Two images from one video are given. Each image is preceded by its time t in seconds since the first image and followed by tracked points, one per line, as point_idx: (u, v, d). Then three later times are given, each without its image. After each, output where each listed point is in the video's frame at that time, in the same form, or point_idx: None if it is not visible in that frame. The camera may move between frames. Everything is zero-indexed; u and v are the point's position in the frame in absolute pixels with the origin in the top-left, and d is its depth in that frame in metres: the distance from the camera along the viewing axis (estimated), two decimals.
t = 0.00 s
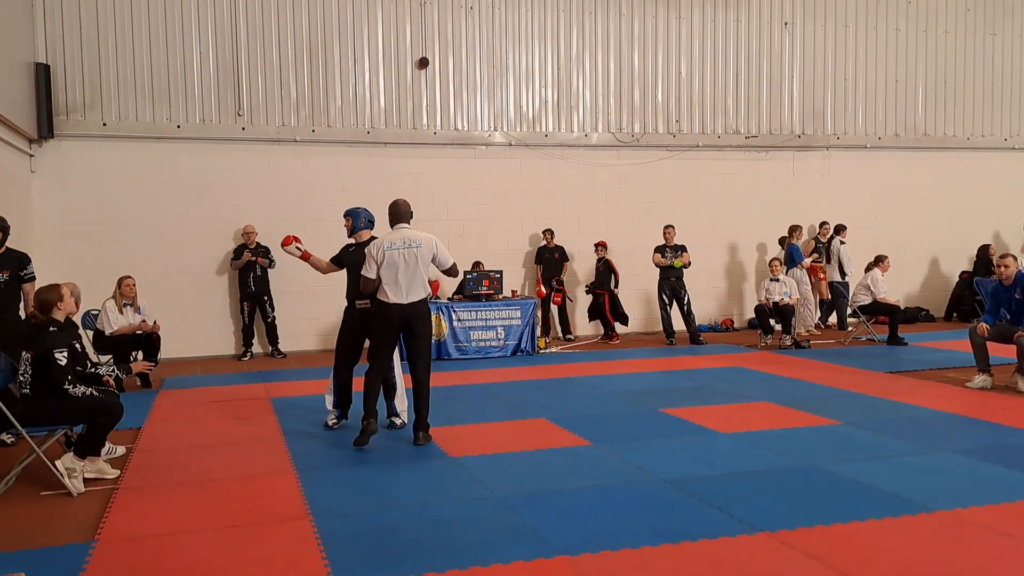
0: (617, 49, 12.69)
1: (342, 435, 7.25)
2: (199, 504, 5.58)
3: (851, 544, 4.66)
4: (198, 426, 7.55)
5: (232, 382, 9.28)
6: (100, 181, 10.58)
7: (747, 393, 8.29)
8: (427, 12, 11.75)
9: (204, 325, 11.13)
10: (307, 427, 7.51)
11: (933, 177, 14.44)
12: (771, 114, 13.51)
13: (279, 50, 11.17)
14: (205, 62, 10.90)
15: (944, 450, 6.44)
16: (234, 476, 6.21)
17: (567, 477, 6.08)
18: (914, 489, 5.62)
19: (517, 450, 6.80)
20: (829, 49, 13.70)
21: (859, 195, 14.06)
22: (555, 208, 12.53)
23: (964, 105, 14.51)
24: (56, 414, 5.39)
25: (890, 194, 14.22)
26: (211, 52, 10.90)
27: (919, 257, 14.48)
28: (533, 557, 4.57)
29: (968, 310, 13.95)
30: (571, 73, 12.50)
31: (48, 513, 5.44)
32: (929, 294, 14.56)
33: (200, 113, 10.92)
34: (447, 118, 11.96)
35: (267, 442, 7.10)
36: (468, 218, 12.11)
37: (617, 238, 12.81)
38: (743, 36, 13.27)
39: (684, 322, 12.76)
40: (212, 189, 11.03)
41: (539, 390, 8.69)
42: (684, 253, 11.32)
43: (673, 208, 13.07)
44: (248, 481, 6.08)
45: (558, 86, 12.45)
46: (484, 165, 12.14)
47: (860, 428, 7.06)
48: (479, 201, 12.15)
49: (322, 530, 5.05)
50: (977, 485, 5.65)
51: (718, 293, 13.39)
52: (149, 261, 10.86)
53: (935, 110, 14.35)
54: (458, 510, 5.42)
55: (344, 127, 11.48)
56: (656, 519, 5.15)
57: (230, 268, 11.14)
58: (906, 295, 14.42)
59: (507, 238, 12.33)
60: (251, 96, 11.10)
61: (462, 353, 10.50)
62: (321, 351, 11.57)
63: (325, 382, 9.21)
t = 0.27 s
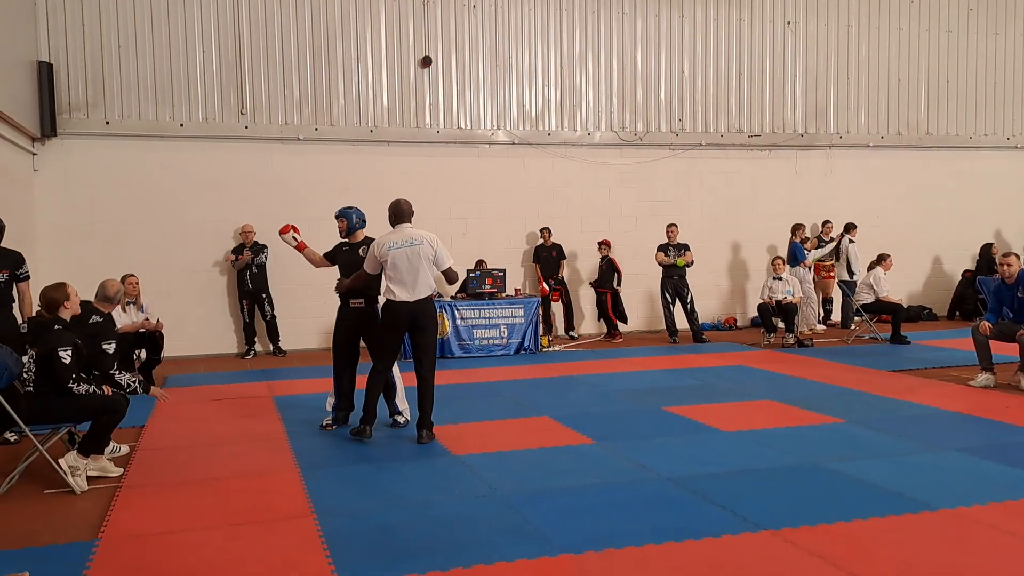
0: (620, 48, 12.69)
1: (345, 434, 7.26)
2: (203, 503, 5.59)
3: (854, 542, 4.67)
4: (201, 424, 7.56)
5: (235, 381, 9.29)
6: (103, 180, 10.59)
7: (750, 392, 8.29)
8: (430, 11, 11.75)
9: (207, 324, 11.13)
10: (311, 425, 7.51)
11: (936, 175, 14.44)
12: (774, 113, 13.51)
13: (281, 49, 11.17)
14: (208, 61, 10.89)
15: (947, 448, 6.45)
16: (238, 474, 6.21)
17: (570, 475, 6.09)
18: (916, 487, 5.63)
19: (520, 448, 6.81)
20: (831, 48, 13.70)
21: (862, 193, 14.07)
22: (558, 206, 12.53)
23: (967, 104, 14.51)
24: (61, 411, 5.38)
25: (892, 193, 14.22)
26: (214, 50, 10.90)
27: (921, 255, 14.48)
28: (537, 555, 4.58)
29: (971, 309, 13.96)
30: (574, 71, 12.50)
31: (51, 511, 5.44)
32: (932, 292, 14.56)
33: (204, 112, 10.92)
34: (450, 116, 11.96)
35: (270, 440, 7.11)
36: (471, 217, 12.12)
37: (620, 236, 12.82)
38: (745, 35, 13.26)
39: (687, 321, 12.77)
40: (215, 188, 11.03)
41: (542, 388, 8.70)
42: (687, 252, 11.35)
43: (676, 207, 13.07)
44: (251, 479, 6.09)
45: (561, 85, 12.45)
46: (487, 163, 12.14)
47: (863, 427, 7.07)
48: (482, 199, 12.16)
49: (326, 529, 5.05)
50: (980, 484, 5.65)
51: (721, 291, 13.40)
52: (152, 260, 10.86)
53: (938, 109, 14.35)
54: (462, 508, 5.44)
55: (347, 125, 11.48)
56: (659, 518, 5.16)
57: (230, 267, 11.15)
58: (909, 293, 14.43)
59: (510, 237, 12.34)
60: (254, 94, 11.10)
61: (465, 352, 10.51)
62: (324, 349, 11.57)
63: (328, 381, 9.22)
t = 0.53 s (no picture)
0: (623, 47, 12.68)
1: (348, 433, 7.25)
2: (204, 501, 5.59)
3: (856, 541, 4.67)
4: (203, 422, 7.55)
5: (237, 379, 9.28)
6: (104, 178, 10.57)
7: (753, 391, 8.30)
8: (433, 10, 11.74)
9: (208, 323, 11.12)
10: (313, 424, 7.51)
11: (937, 175, 14.45)
12: (777, 112, 13.52)
13: (285, 47, 11.15)
14: (210, 59, 10.88)
15: (949, 448, 6.46)
16: (240, 473, 6.21)
17: (573, 474, 6.09)
18: (918, 486, 5.64)
19: (523, 447, 6.81)
20: (834, 47, 13.70)
21: (864, 192, 14.07)
22: (561, 205, 12.53)
23: (969, 103, 14.51)
24: (64, 410, 5.36)
25: (894, 193, 14.23)
26: (217, 49, 10.89)
27: (923, 255, 14.49)
28: (539, 554, 4.58)
29: (973, 309, 13.98)
30: (577, 70, 12.49)
31: (53, 509, 5.44)
32: (934, 292, 14.58)
33: (206, 110, 10.91)
34: (453, 115, 11.96)
35: (272, 439, 7.10)
36: (473, 215, 12.11)
37: (622, 235, 12.82)
38: (748, 33, 13.26)
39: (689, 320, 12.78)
40: (216, 186, 11.01)
41: (545, 387, 8.70)
42: (689, 250, 11.36)
43: (678, 206, 13.07)
44: (253, 478, 6.09)
45: (564, 84, 12.44)
46: (490, 162, 12.14)
47: (865, 426, 7.07)
48: (484, 198, 12.15)
49: (328, 527, 5.05)
50: (982, 483, 5.66)
51: (724, 290, 13.40)
52: (153, 258, 10.85)
53: (940, 108, 14.36)
54: (465, 507, 5.44)
55: (350, 124, 11.47)
56: (661, 516, 5.17)
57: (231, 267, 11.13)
58: (911, 292, 14.44)
59: (512, 236, 12.34)
60: (256, 93, 11.08)
61: (468, 351, 10.52)
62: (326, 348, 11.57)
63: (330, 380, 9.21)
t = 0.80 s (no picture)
0: (626, 47, 12.68)
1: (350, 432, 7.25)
2: (206, 500, 5.59)
3: (857, 541, 4.68)
4: (204, 422, 7.55)
5: (239, 378, 9.28)
6: (106, 176, 10.56)
7: (755, 391, 8.31)
8: (436, 9, 11.74)
9: (209, 322, 11.11)
10: (316, 424, 7.51)
11: (939, 175, 14.47)
12: (779, 113, 13.53)
13: (287, 46, 11.15)
14: (213, 58, 10.87)
15: (951, 448, 6.47)
16: (242, 472, 6.22)
17: (575, 474, 6.09)
18: (919, 486, 5.66)
19: (525, 446, 6.82)
20: (836, 47, 13.71)
21: (865, 193, 14.08)
22: (563, 205, 12.53)
23: (971, 104, 14.53)
24: (66, 408, 5.34)
25: (896, 193, 14.24)
26: (219, 47, 10.88)
27: (925, 255, 14.50)
28: (541, 553, 4.59)
29: (975, 309, 14.04)
30: (579, 70, 12.50)
31: (55, 508, 5.43)
32: (936, 292, 14.59)
33: (208, 109, 10.89)
34: (455, 114, 11.95)
35: (274, 438, 7.10)
36: (475, 215, 12.12)
37: (624, 235, 12.83)
38: (751, 34, 13.27)
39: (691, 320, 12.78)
40: (218, 185, 11.00)
41: (547, 387, 8.70)
42: (691, 250, 11.35)
43: (680, 206, 13.08)
44: (254, 477, 6.09)
45: (566, 83, 12.44)
46: (492, 162, 12.13)
47: (867, 426, 7.08)
48: (486, 198, 12.16)
49: (329, 526, 5.05)
50: (983, 483, 5.67)
51: (726, 290, 13.41)
52: (154, 257, 10.84)
53: (942, 109, 14.37)
54: (467, 506, 5.45)
55: (352, 123, 11.47)
56: (662, 516, 5.17)
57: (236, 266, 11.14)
58: (912, 293, 14.45)
59: (514, 235, 12.34)
60: (259, 92, 11.08)
61: (470, 351, 10.53)
62: (329, 347, 11.57)
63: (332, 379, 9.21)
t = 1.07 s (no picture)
0: (629, 48, 12.69)
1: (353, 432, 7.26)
2: (207, 499, 5.59)
3: (858, 542, 4.69)
4: (206, 421, 7.55)
5: (241, 378, 9.28)
6: (108, 176, 10.56)
7: (757, 392, 8.31)
8: (439, 9, 11.74)
9: (211, 322, 11.11)
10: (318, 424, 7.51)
11: (941, 176, 14.47)
12: (781, 114, 13.53)
13: (290, 45, 11.14)
14: (216, 57, 10.86)
15: (953, 449, 6.47)
16: (243, 471, 6.22)
17: (577, 475, 6.10)
18: (921, 487, 5.66)
19: (527, 446, 6.83)
20: (838, 48, 13.71)
21: (867, 194, 14.08)
22: (565, 205, 12.53)
23: (973, 105, 14.53)
24: (67, 407, 5.34)
25: (898, 194, 14.24)
26: (222, 47, 10.87)
27: (926, 257, 14.51)
28: (543, 553, 4.59)
29: (977, 310, 14.02)
30: (582, 70, 12.49)
31: (57, 507, 5.44)
32: (938, 294, 14.59)
33: (210, 108, 10.89)
34: (458, 115, 11.95)
35: (276, 438, 7.10)
36: (478, 215, 12.12)
37: (626, 236, 12.83)
38: (753, 35, 13.27)
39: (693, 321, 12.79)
40: (220, 184, 11.00)
41: (549, 387, 8.71)
42: (693, 251, 11.38)
43: (682, 207, 13.08)
44: (256, 477, 6.09)
45: (569, 84, 12.45)
46: (495, 162, 12.13)
47: (869, 427, 7.09)
48: (489, 198, 12.16)
49: (331, 526, 5.06)
50: (984, 485, 5.67)
51: (727, 291, 13.41)
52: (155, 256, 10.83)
53: (945, 110, 14.37)
54: (469, 506, 5.45)
55: (355, 123, 11.47)
56: (664, 517, 5.18)
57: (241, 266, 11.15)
58: (914, 294, 14.46)
59: (516, 236, 12.34)
60: (261, 92, 11.07)
61: (472, 351, 10.53)
62: (331, 347, 11.57)
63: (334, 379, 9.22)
